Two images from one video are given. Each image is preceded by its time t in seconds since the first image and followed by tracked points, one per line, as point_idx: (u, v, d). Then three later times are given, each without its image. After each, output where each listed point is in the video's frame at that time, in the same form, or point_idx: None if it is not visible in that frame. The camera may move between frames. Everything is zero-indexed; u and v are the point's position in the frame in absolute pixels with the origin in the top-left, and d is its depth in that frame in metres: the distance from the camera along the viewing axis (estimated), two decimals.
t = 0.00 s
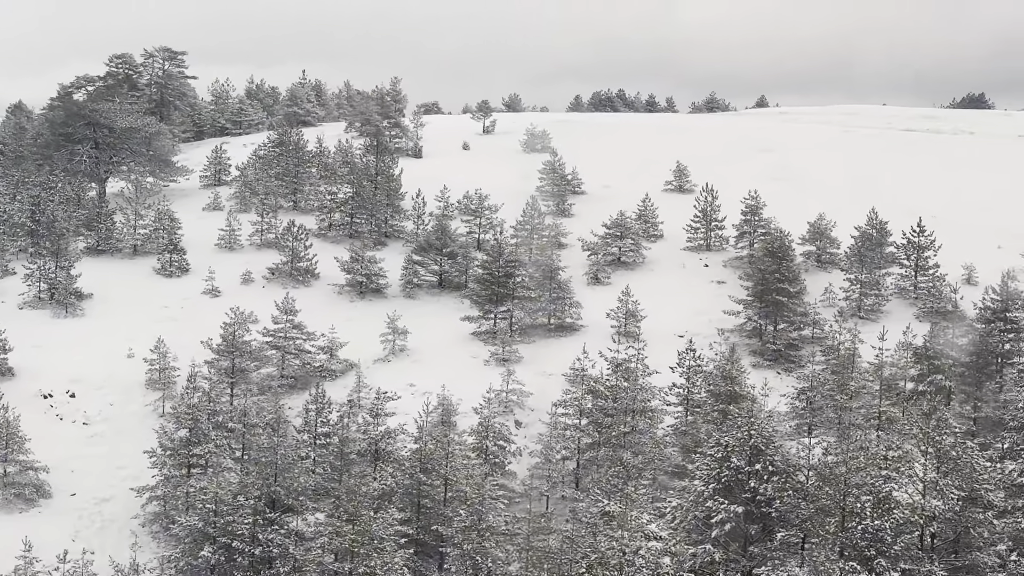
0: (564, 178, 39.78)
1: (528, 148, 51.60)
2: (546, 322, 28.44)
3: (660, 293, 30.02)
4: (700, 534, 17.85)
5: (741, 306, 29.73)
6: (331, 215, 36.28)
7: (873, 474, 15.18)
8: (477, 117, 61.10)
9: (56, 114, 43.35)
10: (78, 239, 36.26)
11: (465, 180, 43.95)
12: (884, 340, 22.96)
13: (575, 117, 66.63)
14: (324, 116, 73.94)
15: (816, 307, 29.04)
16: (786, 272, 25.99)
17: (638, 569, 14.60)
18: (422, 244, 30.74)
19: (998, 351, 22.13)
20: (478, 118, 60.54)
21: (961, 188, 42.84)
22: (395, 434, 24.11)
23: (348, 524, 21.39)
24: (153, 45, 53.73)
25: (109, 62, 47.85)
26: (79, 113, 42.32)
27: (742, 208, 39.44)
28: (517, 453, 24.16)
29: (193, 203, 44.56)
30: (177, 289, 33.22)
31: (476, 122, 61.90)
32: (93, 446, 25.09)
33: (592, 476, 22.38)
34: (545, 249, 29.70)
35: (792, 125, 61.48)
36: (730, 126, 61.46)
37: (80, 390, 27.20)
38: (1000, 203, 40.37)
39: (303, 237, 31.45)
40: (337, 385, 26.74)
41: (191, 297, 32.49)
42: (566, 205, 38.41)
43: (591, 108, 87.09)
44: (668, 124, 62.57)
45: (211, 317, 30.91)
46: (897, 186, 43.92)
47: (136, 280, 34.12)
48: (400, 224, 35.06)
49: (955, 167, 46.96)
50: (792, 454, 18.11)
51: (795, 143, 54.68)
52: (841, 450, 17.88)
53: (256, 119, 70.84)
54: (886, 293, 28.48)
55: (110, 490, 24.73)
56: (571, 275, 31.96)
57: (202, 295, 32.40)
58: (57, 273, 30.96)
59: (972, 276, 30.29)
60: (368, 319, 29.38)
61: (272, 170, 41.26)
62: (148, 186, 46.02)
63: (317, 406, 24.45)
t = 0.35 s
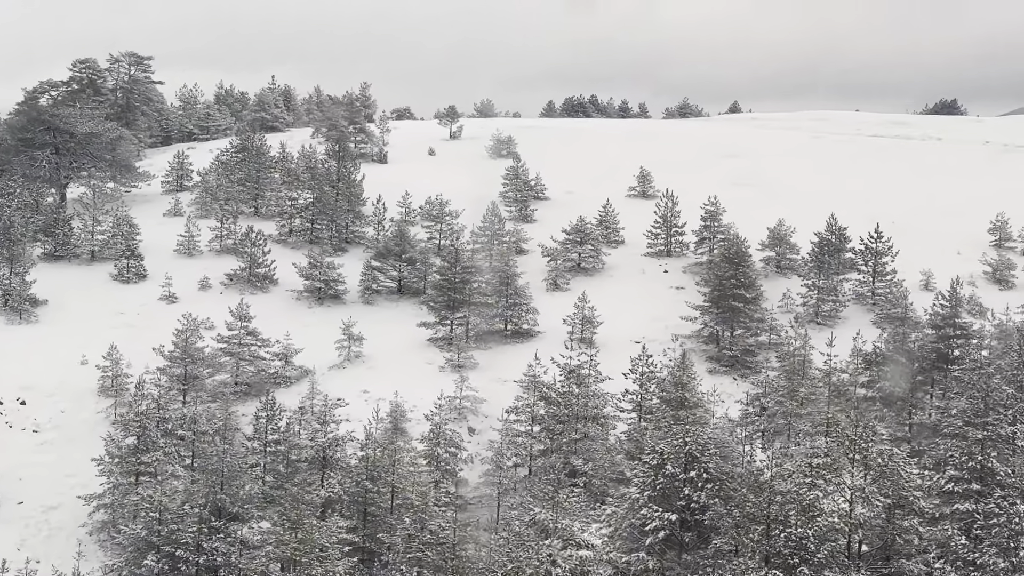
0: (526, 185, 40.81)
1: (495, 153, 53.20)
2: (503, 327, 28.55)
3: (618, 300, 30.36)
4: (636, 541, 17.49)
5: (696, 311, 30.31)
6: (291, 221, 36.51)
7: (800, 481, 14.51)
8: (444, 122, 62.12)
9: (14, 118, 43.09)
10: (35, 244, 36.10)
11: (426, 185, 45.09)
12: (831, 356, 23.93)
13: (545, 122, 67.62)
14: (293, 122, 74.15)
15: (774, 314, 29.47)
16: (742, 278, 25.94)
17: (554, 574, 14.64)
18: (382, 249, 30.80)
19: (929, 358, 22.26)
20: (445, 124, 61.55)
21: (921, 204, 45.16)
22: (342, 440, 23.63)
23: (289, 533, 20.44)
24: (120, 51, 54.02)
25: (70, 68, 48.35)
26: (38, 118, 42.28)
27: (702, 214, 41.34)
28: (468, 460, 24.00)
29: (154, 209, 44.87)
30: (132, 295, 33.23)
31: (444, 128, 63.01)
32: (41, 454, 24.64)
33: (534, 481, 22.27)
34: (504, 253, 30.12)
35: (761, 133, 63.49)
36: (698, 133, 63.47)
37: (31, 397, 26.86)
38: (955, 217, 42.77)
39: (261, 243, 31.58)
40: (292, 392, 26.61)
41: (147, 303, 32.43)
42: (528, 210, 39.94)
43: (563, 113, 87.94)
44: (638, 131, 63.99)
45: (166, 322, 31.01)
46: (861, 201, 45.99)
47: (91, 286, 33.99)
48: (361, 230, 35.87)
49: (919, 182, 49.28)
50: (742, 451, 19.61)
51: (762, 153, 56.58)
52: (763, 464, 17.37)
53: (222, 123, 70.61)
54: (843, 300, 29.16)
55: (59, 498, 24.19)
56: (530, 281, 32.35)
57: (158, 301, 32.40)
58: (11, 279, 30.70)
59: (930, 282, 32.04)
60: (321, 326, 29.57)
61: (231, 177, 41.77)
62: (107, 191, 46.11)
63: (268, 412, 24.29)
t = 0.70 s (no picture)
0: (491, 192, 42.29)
1: (465, 160, 54.68)
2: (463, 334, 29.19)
3: (582, 308, 31.17)
4: (573, 548, 16.84)
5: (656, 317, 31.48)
6: (256, 226, 38.03)
7: (727, 490, 14.22)
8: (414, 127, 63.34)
9: None
10: None
11: (391, 191, 46.48)
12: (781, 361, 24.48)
13: (519, 131, 69.27)
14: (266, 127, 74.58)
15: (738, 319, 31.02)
16: (702, 284, 25.88)
17: None
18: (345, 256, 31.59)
19: (878, 365, 22.73)
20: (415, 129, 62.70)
21: (881, 215, 47.17)
22: (295, 447, 23.22)
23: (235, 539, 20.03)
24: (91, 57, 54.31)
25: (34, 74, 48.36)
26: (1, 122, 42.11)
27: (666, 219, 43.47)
28: (424, 467, 23.62)
29: (118, 215, 45.07)
30: (93, 300, 33.12)
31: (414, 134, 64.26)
32: None
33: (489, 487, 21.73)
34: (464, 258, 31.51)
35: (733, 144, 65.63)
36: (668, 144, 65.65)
37: None
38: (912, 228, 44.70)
39: (224, 249, 32.42)
40: (250, 398, 26.64)
41: (107, 309, 32.41)
42: (494, 216, 41.98)
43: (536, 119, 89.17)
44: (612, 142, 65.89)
45: (127, 328, 31.05)
46: (825, 212, 47.79)
47: (51, 292, 33.64)
48: (327, 236, 37.55)
49: (882, 195, 51.35)
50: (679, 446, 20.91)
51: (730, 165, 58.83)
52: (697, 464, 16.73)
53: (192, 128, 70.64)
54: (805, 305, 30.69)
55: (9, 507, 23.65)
56: (493, 287, 33.30)
57: (119, 308, 32.30)
58: None
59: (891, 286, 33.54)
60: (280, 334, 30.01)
61: (195, 184, 42.46)
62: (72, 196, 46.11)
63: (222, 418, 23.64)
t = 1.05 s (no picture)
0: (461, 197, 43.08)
1: (437, 163, 55.42)
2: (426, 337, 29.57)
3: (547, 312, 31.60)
4: (513, 554, 16.38)
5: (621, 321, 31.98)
6: (222, 230, 38.54)
7: (661, 495, 13.98)
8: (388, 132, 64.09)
9: None
10: None
11: (359, 195, 47.30)
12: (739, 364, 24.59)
13: (493, 133, 70.02)
14: (241, 131, 74.68)
15: (703, 324, 31.27)
16: (666, 288, 25.85)
17: None
18: (309, 259, 32.23)
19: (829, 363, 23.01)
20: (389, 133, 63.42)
21: (849, 221, 48.06)
22: (248, 453, 23.08)
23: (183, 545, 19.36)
24: (63, 60, 54.08)
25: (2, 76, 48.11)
26: None
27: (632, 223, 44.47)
28: (381, 472, 23.53)
29: (85, 220, 44.99)
30: (55, 304, 32.72)
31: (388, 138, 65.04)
32: None
33: (445, 494, 21.87)
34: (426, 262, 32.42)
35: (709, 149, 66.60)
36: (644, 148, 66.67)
37: None
38: (880, 233, 45.49)
39: (187, 253, 32.69)
40: (210, 404, 26.87)
41: (68, 312, 32.01)
42: (463, 220, 42.28)
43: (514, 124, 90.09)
44: (587, 146, 66.49)
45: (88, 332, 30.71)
46: (794, 218, 48.55)
47: (12, 296, 33.10)
48: (293, 239, 38.48)
49: (852, 201, 52.32)
50: (630, 450, 21.30)
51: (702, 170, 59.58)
52: (634, 465, 16.53)
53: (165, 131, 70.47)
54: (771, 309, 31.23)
55: None
56: (458, 291, 33.77)
57: (81, 312, 31.90)
58: None
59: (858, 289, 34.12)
60: (240, 340, 30.19)
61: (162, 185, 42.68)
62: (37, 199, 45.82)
63: (178, 424, 23.27)
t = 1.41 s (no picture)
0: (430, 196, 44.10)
1: (409, 163, 56.23)
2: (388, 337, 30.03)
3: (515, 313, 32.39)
4: (453, 556, 15.70)
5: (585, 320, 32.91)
6: (188, 231, 38.55)
7: (590, 496, 13.75)
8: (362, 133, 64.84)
9: None
10: None
11: (330, 197, 48.28)
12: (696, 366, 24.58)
13: (467, 133, 70.87)
14: (218, 131, 74.72)
15: (667, 325, 31.63)
16: (630, 288, 25.76)
17: None
18: (275, 259, 33.24)
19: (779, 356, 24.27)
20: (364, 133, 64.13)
21: (822, 221, 48.56)
22: (201, 455, 22.59)
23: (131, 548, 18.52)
24: (37, 60, 53.86)
25: None
26: None
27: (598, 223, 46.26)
28: (338, 474, 22.97)
29: (53, 220, 44.95)
30: (15, 305, 32.26)
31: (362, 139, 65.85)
32: None
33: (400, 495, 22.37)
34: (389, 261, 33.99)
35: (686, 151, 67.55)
36: (621, 150, 67.71)
37: None
38: (852, 234, 45.97)
39: (152, 253, 33.28)
40: (167, 405, 26.45)
41: (30, 313, 31.52)
42: (432, 220, 43.39)
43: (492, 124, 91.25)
44: (565, 150, 67.17)
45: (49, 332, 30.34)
46: (767, 218, 49.00)
47: None
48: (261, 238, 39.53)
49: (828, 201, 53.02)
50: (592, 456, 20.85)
51: (676, 170, 60.37)
52: (570, 465, 16.29)
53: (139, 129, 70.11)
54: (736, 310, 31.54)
55: None
56: (424, 291, 34.48)
57: (42, 312, 31.55)
58: None
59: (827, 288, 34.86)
60: (201, 339, 30.69)
61: (131, 185, 43.22)
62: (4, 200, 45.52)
63: (133, 428, 23.19)
